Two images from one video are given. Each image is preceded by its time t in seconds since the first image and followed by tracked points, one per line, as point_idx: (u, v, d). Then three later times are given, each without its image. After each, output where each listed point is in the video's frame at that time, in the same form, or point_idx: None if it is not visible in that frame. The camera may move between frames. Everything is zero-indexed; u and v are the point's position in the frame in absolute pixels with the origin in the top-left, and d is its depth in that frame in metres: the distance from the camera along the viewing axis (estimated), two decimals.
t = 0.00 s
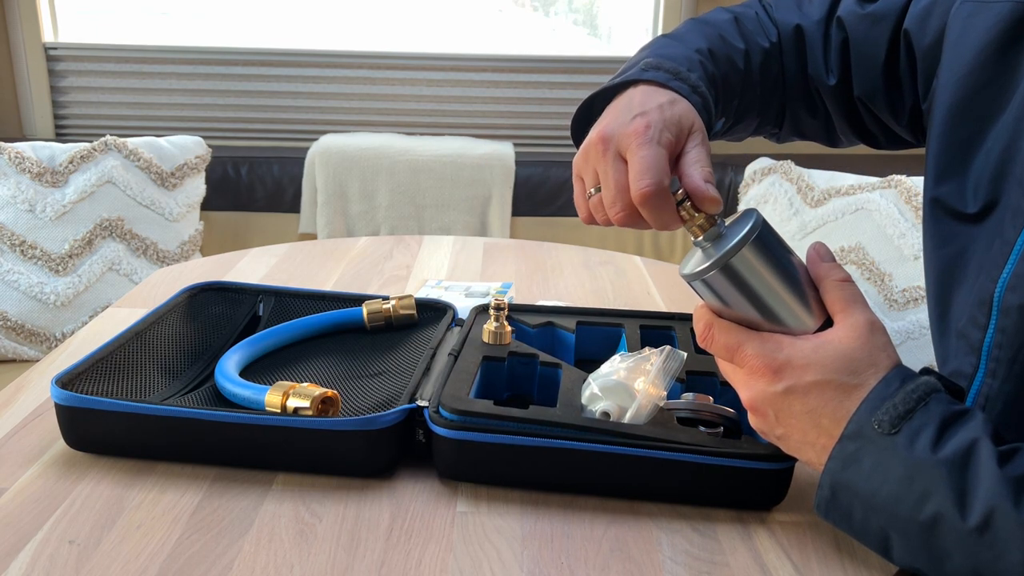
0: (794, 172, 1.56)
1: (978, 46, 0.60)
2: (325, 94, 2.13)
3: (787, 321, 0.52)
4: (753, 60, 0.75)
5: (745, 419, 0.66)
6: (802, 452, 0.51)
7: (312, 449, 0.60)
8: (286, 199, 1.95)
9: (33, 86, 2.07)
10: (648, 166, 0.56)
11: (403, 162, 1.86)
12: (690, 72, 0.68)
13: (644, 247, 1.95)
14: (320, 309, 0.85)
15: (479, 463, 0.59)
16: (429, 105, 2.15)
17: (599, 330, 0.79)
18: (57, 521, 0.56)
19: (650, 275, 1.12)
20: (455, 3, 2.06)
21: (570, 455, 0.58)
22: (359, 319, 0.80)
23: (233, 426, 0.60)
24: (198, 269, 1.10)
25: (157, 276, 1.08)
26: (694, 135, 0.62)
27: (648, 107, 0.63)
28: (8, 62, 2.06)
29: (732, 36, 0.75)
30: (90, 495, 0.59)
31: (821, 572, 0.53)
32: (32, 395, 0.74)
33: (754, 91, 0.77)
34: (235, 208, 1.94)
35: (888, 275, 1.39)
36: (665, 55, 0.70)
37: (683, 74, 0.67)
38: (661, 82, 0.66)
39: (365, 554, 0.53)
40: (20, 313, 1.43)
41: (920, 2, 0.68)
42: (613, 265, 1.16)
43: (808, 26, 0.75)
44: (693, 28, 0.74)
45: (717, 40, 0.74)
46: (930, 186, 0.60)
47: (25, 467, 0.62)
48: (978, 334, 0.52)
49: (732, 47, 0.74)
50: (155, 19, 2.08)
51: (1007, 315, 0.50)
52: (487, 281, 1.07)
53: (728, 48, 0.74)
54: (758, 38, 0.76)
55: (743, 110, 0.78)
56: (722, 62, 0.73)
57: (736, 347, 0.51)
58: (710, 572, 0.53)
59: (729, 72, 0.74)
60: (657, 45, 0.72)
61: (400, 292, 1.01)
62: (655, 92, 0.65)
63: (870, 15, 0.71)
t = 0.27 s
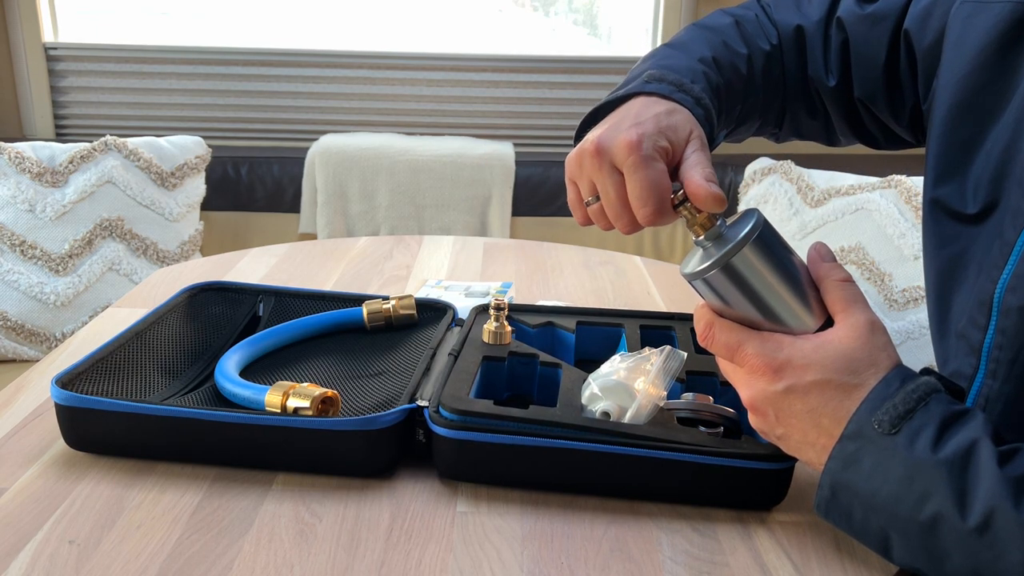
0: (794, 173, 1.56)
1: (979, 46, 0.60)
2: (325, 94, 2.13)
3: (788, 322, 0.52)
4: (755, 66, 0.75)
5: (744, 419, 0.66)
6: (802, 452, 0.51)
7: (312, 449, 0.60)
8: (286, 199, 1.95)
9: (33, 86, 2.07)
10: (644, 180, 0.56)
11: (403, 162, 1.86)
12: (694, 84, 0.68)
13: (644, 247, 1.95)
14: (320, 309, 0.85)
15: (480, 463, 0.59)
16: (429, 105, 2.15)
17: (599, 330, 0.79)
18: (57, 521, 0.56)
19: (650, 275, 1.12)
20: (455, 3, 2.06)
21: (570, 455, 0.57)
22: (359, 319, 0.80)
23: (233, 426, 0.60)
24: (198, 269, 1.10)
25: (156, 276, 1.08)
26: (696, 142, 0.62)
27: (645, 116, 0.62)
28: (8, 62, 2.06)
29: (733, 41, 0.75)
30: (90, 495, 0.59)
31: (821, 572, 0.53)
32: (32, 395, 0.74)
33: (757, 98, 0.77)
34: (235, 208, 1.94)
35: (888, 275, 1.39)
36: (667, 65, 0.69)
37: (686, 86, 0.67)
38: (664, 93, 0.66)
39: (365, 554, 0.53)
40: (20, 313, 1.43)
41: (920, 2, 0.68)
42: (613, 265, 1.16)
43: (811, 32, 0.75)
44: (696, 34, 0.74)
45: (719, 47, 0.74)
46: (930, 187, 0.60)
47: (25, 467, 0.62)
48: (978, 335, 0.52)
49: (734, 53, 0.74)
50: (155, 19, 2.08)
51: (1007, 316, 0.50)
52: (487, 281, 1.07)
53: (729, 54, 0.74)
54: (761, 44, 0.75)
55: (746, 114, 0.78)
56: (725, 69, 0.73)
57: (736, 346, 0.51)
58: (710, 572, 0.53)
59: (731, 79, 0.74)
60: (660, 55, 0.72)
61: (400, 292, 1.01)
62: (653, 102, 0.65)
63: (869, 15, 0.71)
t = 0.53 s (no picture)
0: (794, 172, 1.56)
1: (979, 46, 0.60)
2: (325, 94, 2.13)
3: (785, 321, 0.52)
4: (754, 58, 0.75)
5: (744, 420, 0.66)
6: (802, 452, 0.51)
7: (312, 449, 0.60)
8: (286, 199, 1.95)
9: (33, 86, 2.07)
10: (654, 158, 0.56)
11: (403, 162, 1.86)
12: (694, 58, 0.68)
13: (644, 247, 1.95)
14: (320, 309, 0.85)
15: (479, 463, 0.59)
16: (429, 105, 2.15)
17: (599, 330, 0.79)
18: (57, 521, 0.56)
19: (650, 275, 1.12)
20: (455, 3, 2.06)
21: (570, 456, 0.57)
22: (359, 319, 0.80)
23: (233, 426, 0.60)
24: (198, 269, 1.10)
25: (156, 276, 1.08)
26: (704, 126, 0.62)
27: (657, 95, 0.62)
28: (8, 62, 2.06)
29: (733, 32, 0.75)
30: (90, 495, 0.59)
31: (821, 573, 0.53)
32: (32, 395, 0.74)
33: (754, 84, 0.77)
34: (235, 208, 1.94)
35: (888, 275, 1.40)
36: (667, 43, 0.69)
37: (687, 61, 0.67)
38: (666, 68, 0.66)
39: (365, 554, 0.53)
40: (20, 313, 1.43)
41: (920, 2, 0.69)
42: (613, 265, 1.16)
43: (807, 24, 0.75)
44: (696, 20, 0.74)
45: (717, 33, 0.74)
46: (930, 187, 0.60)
47: (25, 467, 0.62)
48: (979, 334, 0.52)
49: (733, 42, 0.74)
50: (155, 19, 2.08)
51: (1008, 315, 0.50)
52: (487, 281, 1.07)
53: (730, 47, 0.73)
54: (761, 36, 0.76)
55: (744, 103, 0.78)
56: (723, 54, 0.73)
57: (734, 349, 0.51)
58: (710, 572, 0.53)
59: (727, 66, 0.74)
60: (659, 33, 0.72)
61: (400, 292, 1.01)
62: (659, 78, 0.64)
63: (871, 15, 0.71)
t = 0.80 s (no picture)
0: (794, 172, 1.56)
1: (981, 45, 0.60)
2: (325, 94, 2.13)
3: (785, 320, 0.52)
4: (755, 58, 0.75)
5: (745, 419, 0.66)
6: (802, 451, 0.51)
7: (312, 449, 0.60)
8: (286, 199, 1.95)
9: (33, 86, 2.07)
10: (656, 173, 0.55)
11: (403, 162, 1.86)
12: (693, 72, 0.68)
13: (644, 247, 1.95)
14: (320, 309, 0.85)
15: (479, 462, 0.59)
16: (429, 105, 2.15)
17: (599, 330, 0.79)
18: (57, 521, 0.56)
19: (650, 275, 1.12)
20: (455, 2, 2.06)
21: (569, 455, 0.57)
22: (359, 319, 0.80)
23: (233, 426, 0.60)
24: (198, 269, 1.10)
25: (156, 276, 1.08)
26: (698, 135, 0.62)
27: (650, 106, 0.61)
28: (8, 62, 2.06)
29: (734, 29, 0.75)
30: (90, 495, 0.59)
31: (821, 572, 0.53)
32: (32, 395, 0.74)
33: (756, 88, 0.77)
34: (235, 208, 1.94)
35: (889, 275, 1.40)
36: (668, 53, 0.69)
37: (685, 74, 0.67)
38: (663, 80, 0.66)
39: (365, 554, 0.53)
40: (20, 313, 1.43)
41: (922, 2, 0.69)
42: (613, 265, 1.16)
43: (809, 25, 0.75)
44: (697, 25, 0.74)
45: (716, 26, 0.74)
46: (931, 185, 0.60)
47: (25, 467, 0.62)
48: (979, 333, 0.52)
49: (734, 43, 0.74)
50: (156, 19, 2.08)
51: (1009, 313, 0.50)
52: (487, 281, 1.07)
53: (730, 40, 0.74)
54: (762, 37, 0.76)
55: (745, 106, 0.77)
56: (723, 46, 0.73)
57: (734, 347, 0.51)
58: (710, 572, 0.53)
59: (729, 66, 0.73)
60: (660, 41, 0.71)
61: (400, 292, 1.01)
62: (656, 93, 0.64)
63: (873, 14, 0.71)
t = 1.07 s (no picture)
0: (794, 172, 1.56)
1: (981, 44, 0.60)
2: (325, 94, 2.13)
3: (783, 321, 0.52)
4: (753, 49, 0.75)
5: (744, 419, 0.66)
6: (802, 451, 0.51)
7: (312, 449, 0.60)
8: (286, 199, 1.95)
9: (33, 86, 2.07)
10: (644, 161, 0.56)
11: (403, 162, 1.86)
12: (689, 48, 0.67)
13: (644, 247, 1.95)
14: (320, 309, 0.85)
15: (479, 462, 0.59)
16: (429, 105, 2.15)
17: (599, 330, 0.79)
18: (57, 521, 0.56)
19: (650, 275, 1.12)
20: (455, 3, 2.06)
21: (569, 455, 0.57)
22: (359, 319, 0.80)
23: (233, 426, 0.60)
24: (198, 269, 1.10)
25: (156, 276, 1.08)
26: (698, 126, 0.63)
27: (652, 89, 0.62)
28: (8, 62, 2.06)
29: (733, 24, 0.74)
30: (90, 495, 0.59)
31: (821, 572, 0.53)
32: (32, 395, 0.74)
33: (752, 78, 0.76)
34: (235, 208, 1.94)
35: (889, 275, 1.40)
36: (666, 29, 0.69)
37: (681, 49, 0.66)
38: (660, 56, 0.66)
39: (365, 553, 0.53)
40: (20, 313, 1.43)
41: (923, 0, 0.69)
42: (613, 265, 1.16)
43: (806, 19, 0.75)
44: (697, 11, 0.74)
45: (719, 24, 0.73)
46: (931, 184, 0.61)
47: (25, 467, 0.62)
48: (980, 332, 0.52)
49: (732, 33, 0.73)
50: (155, 19, 2.08)
51: (1009, 313, 0.50)
52: (487, 281, 1.07)
53: (729, 35, 0.73)
54: (762, 31, 0.75)
55: (740, 95, 0.77)
56: (721, 43, 0.73)
57: (731, 349, 0.52)
58: (710, 572, 0.53)
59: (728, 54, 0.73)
60: (659, 20, 0.71)
61: (400, 292, 1.01)
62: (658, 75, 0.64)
63: (874, 12, 0.71)
